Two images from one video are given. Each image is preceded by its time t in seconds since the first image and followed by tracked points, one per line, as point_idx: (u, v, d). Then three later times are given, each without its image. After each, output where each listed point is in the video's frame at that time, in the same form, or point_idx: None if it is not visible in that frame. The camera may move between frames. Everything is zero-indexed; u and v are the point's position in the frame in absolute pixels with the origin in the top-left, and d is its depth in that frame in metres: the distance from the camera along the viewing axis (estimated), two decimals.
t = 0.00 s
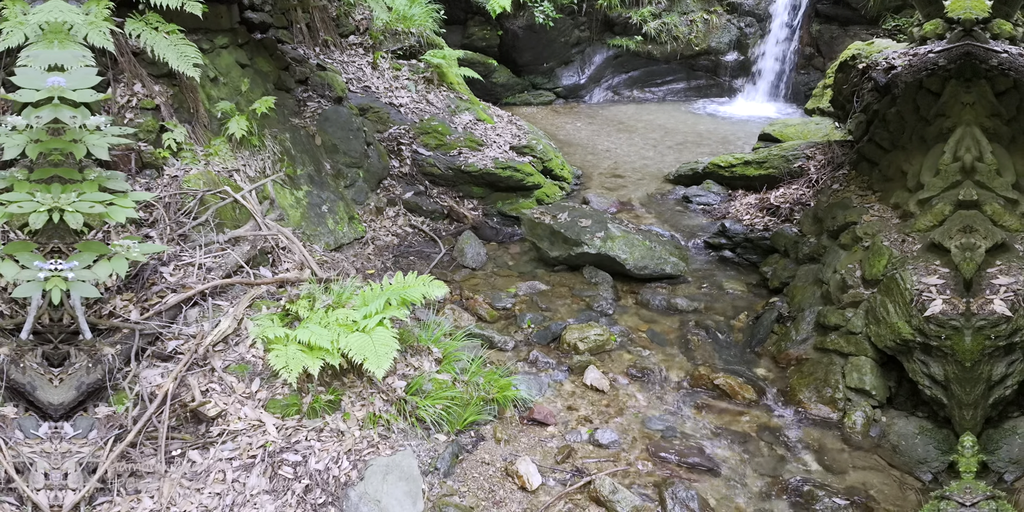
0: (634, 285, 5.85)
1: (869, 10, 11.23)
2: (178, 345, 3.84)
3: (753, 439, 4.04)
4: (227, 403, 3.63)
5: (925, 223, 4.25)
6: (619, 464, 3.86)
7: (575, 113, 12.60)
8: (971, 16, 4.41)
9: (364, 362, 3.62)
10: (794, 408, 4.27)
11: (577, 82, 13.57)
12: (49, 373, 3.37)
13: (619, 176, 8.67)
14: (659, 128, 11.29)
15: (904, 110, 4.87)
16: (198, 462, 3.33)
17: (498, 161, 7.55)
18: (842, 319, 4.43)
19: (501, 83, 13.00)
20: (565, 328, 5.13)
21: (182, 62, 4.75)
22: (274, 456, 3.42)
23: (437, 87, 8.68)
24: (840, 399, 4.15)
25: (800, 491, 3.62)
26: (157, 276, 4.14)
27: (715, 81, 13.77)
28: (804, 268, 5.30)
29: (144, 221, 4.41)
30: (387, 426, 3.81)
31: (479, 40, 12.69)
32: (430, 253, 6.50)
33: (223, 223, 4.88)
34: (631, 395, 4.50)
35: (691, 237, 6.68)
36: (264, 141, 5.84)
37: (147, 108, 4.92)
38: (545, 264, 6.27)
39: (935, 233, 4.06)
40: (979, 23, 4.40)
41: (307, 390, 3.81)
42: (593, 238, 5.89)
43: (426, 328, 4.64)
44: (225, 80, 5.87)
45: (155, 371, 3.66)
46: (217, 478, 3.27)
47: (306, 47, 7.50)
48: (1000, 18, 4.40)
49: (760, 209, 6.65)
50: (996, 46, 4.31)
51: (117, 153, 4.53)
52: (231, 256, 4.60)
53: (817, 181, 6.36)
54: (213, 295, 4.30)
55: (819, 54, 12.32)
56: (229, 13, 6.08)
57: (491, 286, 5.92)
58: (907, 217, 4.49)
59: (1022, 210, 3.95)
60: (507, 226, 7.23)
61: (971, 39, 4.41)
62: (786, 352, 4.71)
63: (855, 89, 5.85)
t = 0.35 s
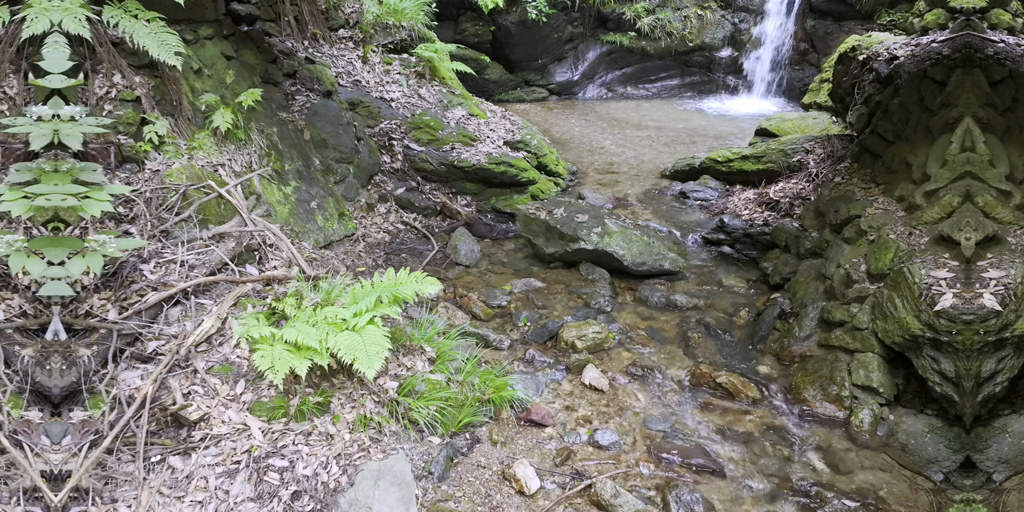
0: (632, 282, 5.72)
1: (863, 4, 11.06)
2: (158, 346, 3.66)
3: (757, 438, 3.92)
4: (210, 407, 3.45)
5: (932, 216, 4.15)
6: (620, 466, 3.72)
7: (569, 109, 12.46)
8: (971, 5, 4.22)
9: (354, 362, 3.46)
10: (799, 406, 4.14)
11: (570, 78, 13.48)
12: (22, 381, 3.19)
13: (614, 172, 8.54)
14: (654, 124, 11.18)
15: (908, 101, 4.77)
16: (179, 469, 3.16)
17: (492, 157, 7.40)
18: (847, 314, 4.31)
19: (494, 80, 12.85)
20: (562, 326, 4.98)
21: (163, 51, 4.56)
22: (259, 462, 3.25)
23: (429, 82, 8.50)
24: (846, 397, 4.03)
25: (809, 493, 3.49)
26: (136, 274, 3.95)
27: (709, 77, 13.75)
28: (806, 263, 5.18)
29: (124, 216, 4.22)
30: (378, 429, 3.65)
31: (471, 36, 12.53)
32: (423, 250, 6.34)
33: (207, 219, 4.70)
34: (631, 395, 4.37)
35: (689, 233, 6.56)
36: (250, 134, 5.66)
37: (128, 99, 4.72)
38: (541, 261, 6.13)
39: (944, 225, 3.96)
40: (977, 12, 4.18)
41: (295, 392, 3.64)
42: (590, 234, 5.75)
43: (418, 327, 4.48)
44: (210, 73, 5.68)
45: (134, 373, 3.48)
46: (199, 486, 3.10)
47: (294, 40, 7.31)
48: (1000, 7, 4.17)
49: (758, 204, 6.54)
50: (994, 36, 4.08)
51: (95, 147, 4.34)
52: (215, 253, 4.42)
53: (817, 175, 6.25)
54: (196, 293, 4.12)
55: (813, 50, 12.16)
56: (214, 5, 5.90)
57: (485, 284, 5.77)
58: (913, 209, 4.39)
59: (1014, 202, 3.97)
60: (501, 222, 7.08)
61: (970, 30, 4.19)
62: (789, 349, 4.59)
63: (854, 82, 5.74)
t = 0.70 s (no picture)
0: (628, 283, 5.58)
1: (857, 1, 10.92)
2: (133, 355, 3.47)
3: (759, 445, 3.78)
4: (187, 419, 3.27)
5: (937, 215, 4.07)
6: (618, 476, 3.57)
7: (561, 108, 12.32)
8: None
9: (339, 372, 3.29)
10: (801, 412, 4.01)
11: (562, 77, 13.34)
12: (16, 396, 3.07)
13: (608, 171, 8.40)
14: (647, 123, 11.05)
15: (909, 96, 4.62)
16: (153, 486, 2.98)
17: (483, 155, 7.23)
18: (850, 316, 4.18)
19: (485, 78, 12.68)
20: (557, 330, 4.83)
21: (138, 44, 4.33)
22: (239, 478, 3.08)
23: (419, 79, 8.31)
24: (850, 402, 3.91)
25: (814, 503, 3.36)
26: (111, 279, 3.77)
27: (701, 75, 13.72)
28: (806, 264, 5.06)
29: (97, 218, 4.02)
30: (365, 440, 3.48)
31: (462, 33, 12.35)
32: (413, 252, 6.17)
33: (187, 221, 4.51)
34: (628, 401, 4.22)
35: (685, 233, 6.43)
36: (232, 133, 5.47)
37: (103, 96, 4.53)
38: (534, 263, 5.97)
39: (953, 223, 3.86)
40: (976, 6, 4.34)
41: (277, 402, 3.47)
42: (585, 234, 5.60)
43: (408, 332, 4.32)
44: (191, 69, 5.49)
45: (107, 384, 3.29)
46: (174, 504, 2.92)
47: (280, 36, 7.12)
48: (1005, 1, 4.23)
49: (755, 202, 6.42)
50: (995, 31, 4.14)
51: (68, 146, 4.17)
52: (195, 256, 4.23)
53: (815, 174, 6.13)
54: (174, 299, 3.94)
55: (806, 47, 12.00)
56: None
57: (476, 286, 5.61)
58: (917, 208, 4.27)
59: (1009, 201, 3.90)
60: (493, 223, 6.91)
61: (971, 24, 4.30)
62: (789, 352, 4.46)
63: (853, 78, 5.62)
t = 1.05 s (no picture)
0: (622, 291, 5.43)
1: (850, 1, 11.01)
2: (101, 376, 3.27)
3: (759, 462, 3.64)
4: (158, 444, 3.08)
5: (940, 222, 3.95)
6: (614, 497, 3.42)
7: (552, 109, 12.17)
8: None
9: (319, 393, 3.11)
10: (801, 426, 3.88)
11: (553, 77, 13.18)
12: None
13: (600, 175, 8.25)
14: (640, 124, 10.92)
15: (909, 99, 4.49)
16: None
17: (472, 159, 7.06)
18: (850, 326, 4.06)
19: (475, 79, 12.50)
20: (549, 342, 4.67)
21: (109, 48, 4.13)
22: (212, 507, 2.90)
23: (407, 81, 8.11)
24: (852, 415, 3.78)
25: None
26: (78, 295, 3.59)
27: (693, 76, 13.56)
28: (803, 270, 4.94)
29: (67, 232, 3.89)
30: (348, 463, 3.31)
31: (451, 34, 12.15)
32: (400, 260, 6.00)
33: (162, 231, 4.32)
34: (623, 415, 4.07)
35: (679, 238, 6.29)
36: (211, 138, 5.27)
37: (72, 101, 4.34)
38: (525, 270, 5.82)
39: (955, 230, 3.79)
40: (978, 6, 3.91)
41: (254, 424, 3.29)
42: (577, 241, 5.45)
43: (393, 346, 4.14)
44: (168, 72, 5.29)
45: (73, 408, 3.09)
46: None
47: (263, 38, 6.94)
48: None
49: (751, 207, 6.29)
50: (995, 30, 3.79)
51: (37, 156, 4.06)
52: (169, 269, 4.03)
53: (811, 177, 6.01)
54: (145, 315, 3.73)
55: (799, 48, 12.08)
56: None
57: (465, 295, 5.44)
58: (918, 214, 4.15)
59: (1007, 207, 3.82)
60: (483, 228, 6.75)
61: (971, 24, 3.92)
62: (788, 363, 4.33)
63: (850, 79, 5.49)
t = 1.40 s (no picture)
0: (615, 304, 5.26)
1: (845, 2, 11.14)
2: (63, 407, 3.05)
3: (760, 488, 3.48)
4: (122, 481, 2.87)
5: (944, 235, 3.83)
6: None
7: (543, 113, 12.00)
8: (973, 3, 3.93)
9: (294, 426, 2.92)
10: (803, 448, 3.72)
11: (544, 80, 13.02)
12: None
13: (592, 180, 8.09)
14: (632, 127, 10.77)
15: (909, 106, 4.33)
16: None
17: (461, 167, 6.86)
18: (852, 343, 3.90)
19: (464, 82, 12.30)
20: (540, 359, 4.49)
21: (75, 56, 3.90)
22: None
23: (393, 86, 7.89)
24: (855, 436, 3.62)
25: None
26: (40, 319, 3.37)
27: (684, 78, 13.40)
28: (802, 282, 4.79)
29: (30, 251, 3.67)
30: (328, 498, 3.13)
31: (440, 36, 11.94)
32: (386, 272, 5.80)
33: (133, 248, 4.11)
34: (618, 437, 3.90)
35: (673, 246, 6.13)
36: (187, 148, 5.03)
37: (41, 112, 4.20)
38: (516, 282, 5.64)
39: (958, 244, 3.69)
40: (978, 10, 3.90)
41: (227, 458, 3.08)
42: (569, 252, 5.29)
43: (378, 367, 3.95)
44: (141, 78, 5.05)
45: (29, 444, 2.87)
46: None
47: (243, 42, 6.73)
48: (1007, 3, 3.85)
49: (746, 215, 6.15)
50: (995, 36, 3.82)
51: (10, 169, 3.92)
52: (138, 289, 3.81)
53: (808, 184, 5.88)
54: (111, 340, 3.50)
55: (790, 50, 12.08)
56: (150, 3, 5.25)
57: (454, 309, 5.25)
58: (921, 226, 4.02)
59: (1004, 219, 3.73)
60: (472, 238, 6.57)
61: (971, 29, 3.93)
62: (788, 380, 4.17)
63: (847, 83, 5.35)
